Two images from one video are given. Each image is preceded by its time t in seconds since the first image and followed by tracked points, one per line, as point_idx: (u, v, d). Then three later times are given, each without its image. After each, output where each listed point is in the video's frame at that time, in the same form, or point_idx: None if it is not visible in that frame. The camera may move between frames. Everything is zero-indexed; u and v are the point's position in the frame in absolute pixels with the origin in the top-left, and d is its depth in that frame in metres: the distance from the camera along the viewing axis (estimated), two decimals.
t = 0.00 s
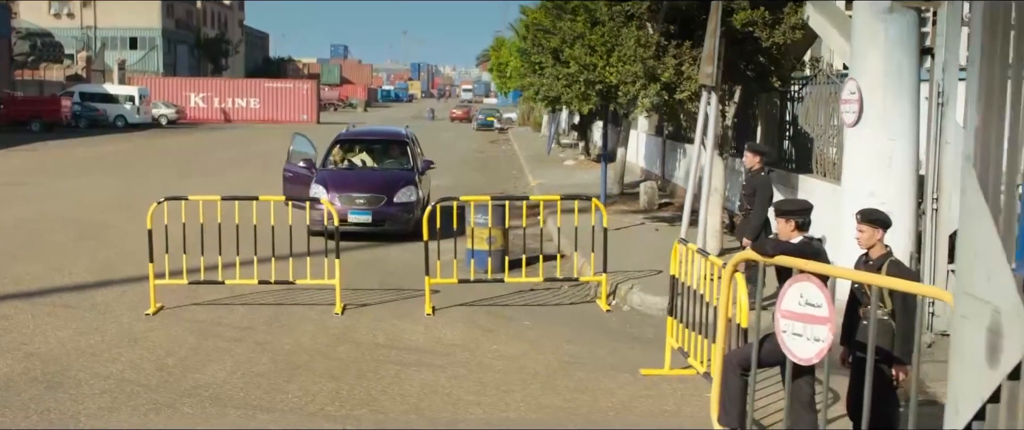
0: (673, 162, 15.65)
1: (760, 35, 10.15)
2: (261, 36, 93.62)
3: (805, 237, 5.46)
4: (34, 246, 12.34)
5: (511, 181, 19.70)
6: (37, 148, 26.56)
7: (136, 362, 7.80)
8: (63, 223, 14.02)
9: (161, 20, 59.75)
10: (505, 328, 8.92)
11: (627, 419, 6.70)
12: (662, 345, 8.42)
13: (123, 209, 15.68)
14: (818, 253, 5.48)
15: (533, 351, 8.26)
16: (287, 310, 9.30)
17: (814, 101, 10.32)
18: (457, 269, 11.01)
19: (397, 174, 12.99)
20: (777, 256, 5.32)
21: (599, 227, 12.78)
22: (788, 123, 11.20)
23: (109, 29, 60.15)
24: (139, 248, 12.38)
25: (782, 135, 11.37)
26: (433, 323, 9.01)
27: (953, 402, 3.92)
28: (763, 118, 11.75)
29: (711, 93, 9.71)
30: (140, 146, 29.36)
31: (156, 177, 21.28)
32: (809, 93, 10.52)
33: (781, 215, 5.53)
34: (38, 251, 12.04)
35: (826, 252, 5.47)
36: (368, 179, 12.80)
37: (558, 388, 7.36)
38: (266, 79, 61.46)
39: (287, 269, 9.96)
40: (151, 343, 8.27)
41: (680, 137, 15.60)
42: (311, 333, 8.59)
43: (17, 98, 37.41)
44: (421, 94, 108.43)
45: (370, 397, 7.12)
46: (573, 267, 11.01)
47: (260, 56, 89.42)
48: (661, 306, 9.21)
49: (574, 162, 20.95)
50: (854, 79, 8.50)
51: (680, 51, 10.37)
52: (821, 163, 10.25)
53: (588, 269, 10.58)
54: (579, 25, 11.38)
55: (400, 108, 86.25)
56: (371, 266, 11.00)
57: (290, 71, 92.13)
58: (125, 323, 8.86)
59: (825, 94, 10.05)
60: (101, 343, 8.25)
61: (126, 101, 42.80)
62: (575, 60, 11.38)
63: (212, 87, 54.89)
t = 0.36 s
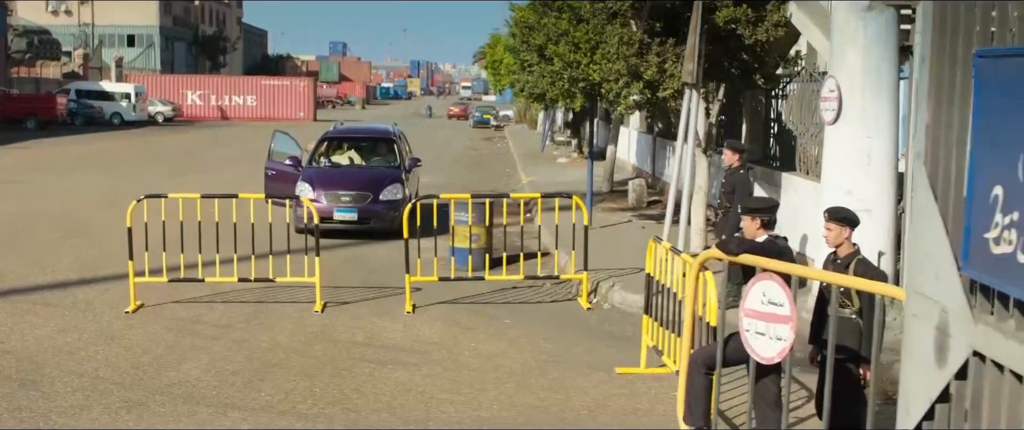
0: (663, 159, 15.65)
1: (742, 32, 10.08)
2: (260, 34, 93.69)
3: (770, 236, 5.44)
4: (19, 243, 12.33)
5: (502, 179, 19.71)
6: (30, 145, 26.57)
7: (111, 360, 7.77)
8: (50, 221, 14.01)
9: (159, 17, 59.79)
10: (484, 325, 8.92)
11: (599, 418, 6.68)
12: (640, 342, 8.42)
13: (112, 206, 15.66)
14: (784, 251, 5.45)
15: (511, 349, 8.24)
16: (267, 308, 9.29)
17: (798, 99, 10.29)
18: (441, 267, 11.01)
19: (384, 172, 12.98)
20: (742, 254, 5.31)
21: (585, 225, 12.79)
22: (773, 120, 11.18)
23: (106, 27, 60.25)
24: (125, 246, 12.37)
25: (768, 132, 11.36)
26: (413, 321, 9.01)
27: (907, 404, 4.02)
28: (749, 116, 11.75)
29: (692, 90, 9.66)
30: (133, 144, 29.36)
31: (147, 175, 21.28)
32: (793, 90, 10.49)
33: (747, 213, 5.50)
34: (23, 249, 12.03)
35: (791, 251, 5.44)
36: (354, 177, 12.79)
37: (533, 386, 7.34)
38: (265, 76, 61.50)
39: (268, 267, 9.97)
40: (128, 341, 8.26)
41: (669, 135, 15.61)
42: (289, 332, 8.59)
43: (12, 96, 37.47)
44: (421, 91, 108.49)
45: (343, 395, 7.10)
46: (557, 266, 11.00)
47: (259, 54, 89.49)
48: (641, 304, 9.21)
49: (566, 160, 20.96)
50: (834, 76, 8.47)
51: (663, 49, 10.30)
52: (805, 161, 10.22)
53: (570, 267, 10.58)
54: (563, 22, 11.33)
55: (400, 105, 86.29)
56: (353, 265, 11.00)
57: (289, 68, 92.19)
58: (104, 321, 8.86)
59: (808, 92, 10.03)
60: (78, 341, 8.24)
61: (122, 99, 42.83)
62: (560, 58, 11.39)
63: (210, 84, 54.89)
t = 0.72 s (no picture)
0: (653, 160, 15.64)
1: (727, 33, 10.05)
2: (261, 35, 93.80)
3: (737, 238, 5.43)
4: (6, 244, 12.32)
5: (495, 180, 19.71)
6: (24, 146, 26.60)
7: (89, 361, 7.77)
8: (39, 221, 14.01)
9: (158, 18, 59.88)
10: (466, 327, 8.90)
11: (574, 419, 6.66)
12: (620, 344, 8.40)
13: (102, 208, 15.66)
14: (752, 252, 5.44)
15: (491, 350, 8.23)
16: (250, 309, 9.28)
17: (784, 100, 10.25)
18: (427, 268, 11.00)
19: (372, 173, 12.97)
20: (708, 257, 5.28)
21: (573, 226, 12.79)
22: (760, 122, 11.18)
23: (105, 27, 60.35)
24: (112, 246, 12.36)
25: (754, 134, 11.36)
26: (394, 323, 8.99)
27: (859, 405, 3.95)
28: (736, 117, 11.76)
29: (675, 90, 9.63)
30: (128, 145, 29.38)
31: (140, 176, 21.29)
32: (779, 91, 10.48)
33: (715, 215, 5.48)
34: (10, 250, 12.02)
35: (758, 252, 5.43)
36: (342, 178, 12.77)
37: (510, 388, 7.32)
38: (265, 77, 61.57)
39: (252, 269, 9.96)
40: (108, 342, 8.25)
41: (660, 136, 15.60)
42: (270, 333, 8.58)
43: (9, 97, 37.55)
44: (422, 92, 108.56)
45: (318, 396, 7.09)
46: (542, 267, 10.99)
47: (260, 54, 89.59)
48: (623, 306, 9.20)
49: (560, 161, 20.96)
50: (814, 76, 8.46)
51: (649, 50, 10.27)
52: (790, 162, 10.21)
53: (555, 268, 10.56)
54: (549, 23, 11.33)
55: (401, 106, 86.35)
56: (339, 266, 10.99)
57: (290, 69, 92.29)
58: (86, 322, 8.85)
59: (793, 93, 10.02)
60: (57, 342, 8.23)
61: (119, 100, 42.91)
62: (547, 58, 11.38)
63: (208, 86, 54.93)
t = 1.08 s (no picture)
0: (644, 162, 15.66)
1: (713, 35, 10.07)
2: (261, 37, 93.96)
3: (708, 241, 5.46)
4: None
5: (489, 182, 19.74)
6: (19, 148, 26.67)
7: (69, 363, 7.76)
8: (28, 222, 14.01)
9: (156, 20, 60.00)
10: (449, 329, 8.89)
11: (551, 421, 6.64)
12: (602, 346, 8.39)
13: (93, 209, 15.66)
14: (722, 255, 5.43)
15: (472, 353, 8.21)
16: (233, 311, 9.27)
17: (770, 102, 10.26)
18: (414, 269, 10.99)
19: (361, 175, 12.96)
20: (678, 259, 5.28)
21: (562, 229, 12.79)
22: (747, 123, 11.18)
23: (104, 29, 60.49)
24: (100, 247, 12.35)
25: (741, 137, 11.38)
26: (377, 325, 8.98)
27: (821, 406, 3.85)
28: (724, 119, 11.79)
29: (661, 92, 9.67)
30: (123, 146, 29.43)
31: (133, 177, 21.32)
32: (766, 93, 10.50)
33: (685, 218, 5.51)
34: None
35: (729, 255, 5.43)
36: (330, 179, 12.77)
37: (488, 390, 7.30)
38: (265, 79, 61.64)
39: (236, 271, 9.94)
40: (89, 344, 8.24)
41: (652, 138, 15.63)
42: (252, 335, 8.56)
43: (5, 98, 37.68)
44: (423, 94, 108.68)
45: (295, 399, 7.07)
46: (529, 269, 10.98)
47: (261, 57, 89.76)
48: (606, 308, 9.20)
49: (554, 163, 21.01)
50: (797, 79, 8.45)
51: (636, 52, 10.24)
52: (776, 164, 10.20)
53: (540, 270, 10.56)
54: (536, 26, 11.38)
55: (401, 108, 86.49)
56: (324, 268, 10.98)
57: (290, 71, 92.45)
58: (68, 323, 8.83)
59: (778, 95, 10.04)
60: (38, 343, 8.22)
61: (116, 102, 43.02)
62: (533, 61, 11.40)
63: (207, 87, 54.97)
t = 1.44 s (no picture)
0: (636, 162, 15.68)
1: (700, 36, 10.08)
2: (260, 38, 94.07)
3: (681, 241, 5.45)
4: None
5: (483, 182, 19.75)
6: (15, 148, 26.71)
7: (50, 363, 7.76)
8: (19, 223, 14.02)
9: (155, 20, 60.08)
10: (433, 330, 8.88)
11: (530, 422, 6.62)
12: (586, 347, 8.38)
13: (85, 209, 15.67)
14: (696, 256, 5.42)
15: (455, 353, 8.20)
16: (218, 312, 9.27)
17: (757, 103, 10.27)
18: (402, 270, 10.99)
19: (351, 176, 12.95)
20: (651, 260, 5.29)
21: (552, 229, 12.79)
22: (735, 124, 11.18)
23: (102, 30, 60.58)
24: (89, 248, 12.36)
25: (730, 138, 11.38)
26: (362, 325, 8.98)
27: (785, 406, 3.84)
28: (713, 119, 11.80)
29: (647, 93, 9.57)
30: (120, 147, 29.45)
31: (127, 178, 21.34)
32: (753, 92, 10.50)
33: (659, 219, 5.49)
34: None
35: (703, 255, 5.41)
36: (320, 180, 12.76)
37: (469, 391, 7.29)
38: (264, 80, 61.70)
39: (222, 271, 9.94)
40: (72, 345, 8.24)
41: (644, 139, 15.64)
42: (236, 335, 8.56)
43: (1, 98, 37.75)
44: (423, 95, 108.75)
45: (275, 399, 7.07)
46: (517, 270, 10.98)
47: (261, 58, 89.86)
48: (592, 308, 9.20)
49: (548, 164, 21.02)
50: (782, 80, 8.45)
51: (624, 53, 10.24)
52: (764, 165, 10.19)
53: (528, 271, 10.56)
54: (524, 26, 11.37)
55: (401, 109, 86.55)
56: (312, 269, 10.98)
57: (290, 72, 92.52)
58: (53, 324, 8.84)
59: (764, 95, 10.04)
60: (21, 344, 8.22)
61: (113, 102, 43.06)
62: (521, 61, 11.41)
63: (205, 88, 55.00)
